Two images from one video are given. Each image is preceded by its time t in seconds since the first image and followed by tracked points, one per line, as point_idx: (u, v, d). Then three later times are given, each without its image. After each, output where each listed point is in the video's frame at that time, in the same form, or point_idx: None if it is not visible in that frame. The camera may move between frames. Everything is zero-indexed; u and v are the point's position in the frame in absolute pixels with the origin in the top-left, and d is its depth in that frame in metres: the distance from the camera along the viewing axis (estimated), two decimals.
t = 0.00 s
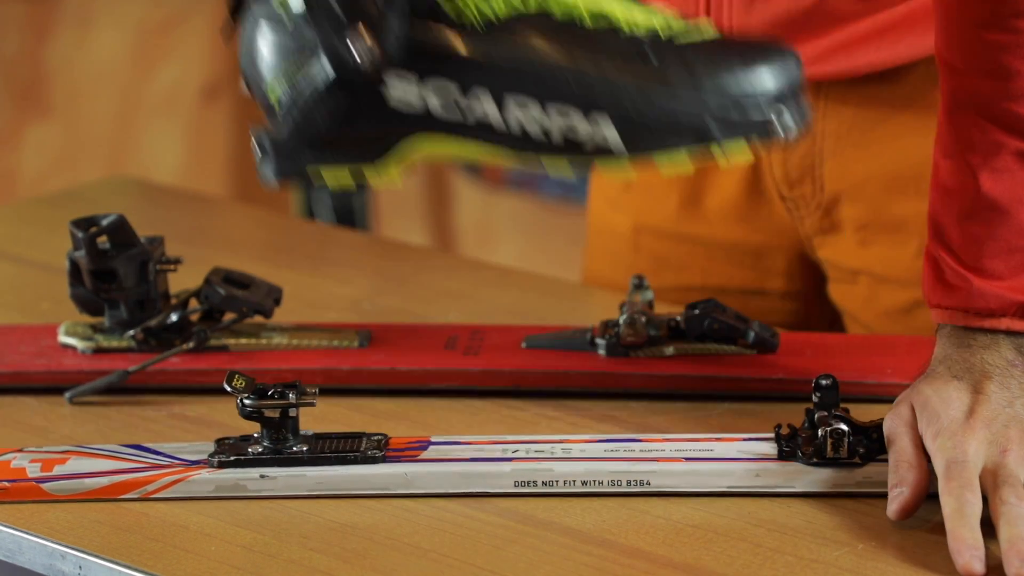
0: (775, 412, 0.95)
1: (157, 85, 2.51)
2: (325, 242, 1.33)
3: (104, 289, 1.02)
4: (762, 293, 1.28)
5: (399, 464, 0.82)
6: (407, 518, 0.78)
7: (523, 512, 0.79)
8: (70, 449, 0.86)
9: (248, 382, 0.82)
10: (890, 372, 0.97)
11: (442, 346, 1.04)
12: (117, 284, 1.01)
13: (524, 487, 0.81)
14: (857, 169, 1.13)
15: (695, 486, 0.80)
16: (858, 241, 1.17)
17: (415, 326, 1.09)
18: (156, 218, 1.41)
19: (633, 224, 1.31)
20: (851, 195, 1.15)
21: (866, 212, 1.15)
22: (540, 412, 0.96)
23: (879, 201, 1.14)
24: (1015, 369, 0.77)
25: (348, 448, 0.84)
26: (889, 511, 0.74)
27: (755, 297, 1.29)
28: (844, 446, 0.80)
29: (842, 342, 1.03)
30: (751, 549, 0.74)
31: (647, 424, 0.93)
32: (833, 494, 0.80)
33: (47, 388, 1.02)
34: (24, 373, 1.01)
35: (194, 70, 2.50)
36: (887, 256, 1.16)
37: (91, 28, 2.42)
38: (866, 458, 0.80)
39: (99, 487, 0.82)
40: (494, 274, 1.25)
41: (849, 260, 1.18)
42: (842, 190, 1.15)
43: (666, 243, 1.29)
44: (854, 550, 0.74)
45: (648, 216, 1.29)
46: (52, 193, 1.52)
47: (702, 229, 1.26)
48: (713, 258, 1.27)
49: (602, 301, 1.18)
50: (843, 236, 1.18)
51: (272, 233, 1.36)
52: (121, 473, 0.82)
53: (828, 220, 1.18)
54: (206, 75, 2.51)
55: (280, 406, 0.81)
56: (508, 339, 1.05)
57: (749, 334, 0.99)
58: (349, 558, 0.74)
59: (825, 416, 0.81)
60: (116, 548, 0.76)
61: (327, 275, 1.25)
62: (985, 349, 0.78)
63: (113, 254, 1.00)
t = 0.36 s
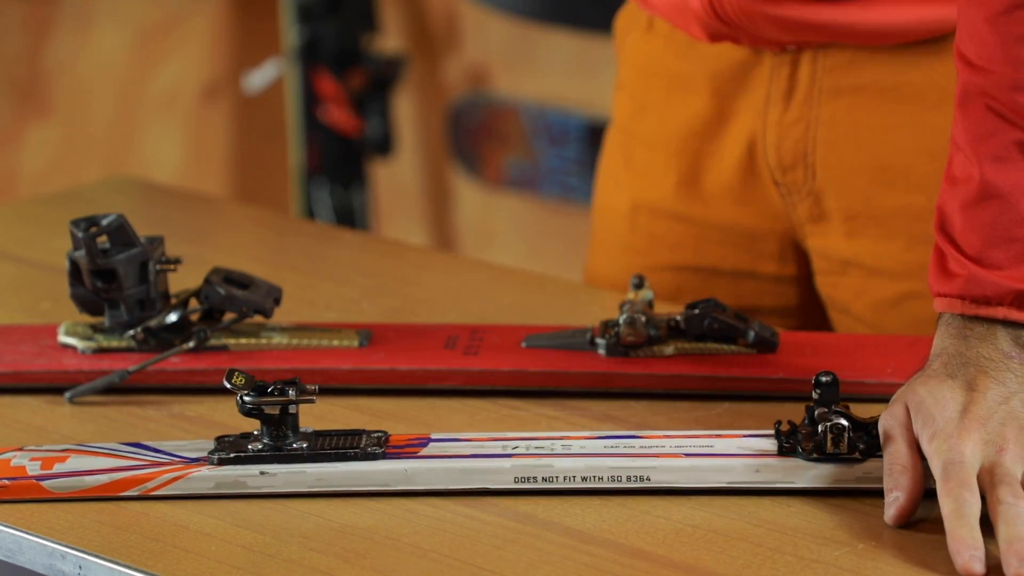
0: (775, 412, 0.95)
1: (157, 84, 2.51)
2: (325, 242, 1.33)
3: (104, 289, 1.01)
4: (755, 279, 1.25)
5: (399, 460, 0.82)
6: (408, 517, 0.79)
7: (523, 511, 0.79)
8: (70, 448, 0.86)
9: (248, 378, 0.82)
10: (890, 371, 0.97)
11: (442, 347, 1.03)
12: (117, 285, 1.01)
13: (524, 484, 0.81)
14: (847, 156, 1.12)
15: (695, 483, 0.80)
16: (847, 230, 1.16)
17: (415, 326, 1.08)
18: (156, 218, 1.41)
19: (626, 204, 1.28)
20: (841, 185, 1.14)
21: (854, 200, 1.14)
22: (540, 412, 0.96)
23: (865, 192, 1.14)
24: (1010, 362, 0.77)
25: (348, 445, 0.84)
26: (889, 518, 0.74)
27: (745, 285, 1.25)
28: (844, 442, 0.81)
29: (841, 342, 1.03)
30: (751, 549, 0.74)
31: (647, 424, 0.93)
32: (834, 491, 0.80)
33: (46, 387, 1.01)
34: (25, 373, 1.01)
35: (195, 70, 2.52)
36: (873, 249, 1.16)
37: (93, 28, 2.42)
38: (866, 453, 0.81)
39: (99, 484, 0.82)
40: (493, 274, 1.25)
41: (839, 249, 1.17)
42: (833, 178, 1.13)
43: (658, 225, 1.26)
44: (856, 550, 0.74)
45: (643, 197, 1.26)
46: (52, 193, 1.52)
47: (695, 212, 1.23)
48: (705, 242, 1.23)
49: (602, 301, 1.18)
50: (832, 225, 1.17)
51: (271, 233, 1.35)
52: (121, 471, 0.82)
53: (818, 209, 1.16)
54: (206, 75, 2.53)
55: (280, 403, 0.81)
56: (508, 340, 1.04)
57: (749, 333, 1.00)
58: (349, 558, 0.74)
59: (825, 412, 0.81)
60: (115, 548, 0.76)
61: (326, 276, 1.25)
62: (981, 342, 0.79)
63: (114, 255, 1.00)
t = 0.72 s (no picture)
0: (774, 411, 0.95)
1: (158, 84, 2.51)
2: (326, 242, 1.32)
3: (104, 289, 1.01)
4: (755, 254, 1.29)
5: (400, 458, 0.82)
6: (408, 518, 0.79)
7: (523, 511, 0.80)
8: (70, 447, 0.86)
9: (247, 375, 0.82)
10: (890, 369, 0.97)
11: (442, 347, 1.03)
12: (117, 285, 1.01)
13: (524, 482, 0.81)
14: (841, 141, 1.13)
15: (695, 482, 0.81)
16: (843, 210, 1.17)
17: (415, 325, 1.08)
18: (156, 218, 1.41)
19: (631, 179, 1.29)
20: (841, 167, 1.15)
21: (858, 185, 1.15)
22: (540, 412, 0.96)
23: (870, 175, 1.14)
24: (1003, 204, 0.79)
25: (348, 442, 0.84)
26: (871, 340, 0.74)
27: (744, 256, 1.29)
28: (844, 438, 0.81)
29: (843, 342, 1.03)
30: (751, 549, 0.75)
31: (648, 423, 0.93)
32: (835, 488, 0.81)
33: (46, 387, 1.01)
34: (25, 373, 1.01)
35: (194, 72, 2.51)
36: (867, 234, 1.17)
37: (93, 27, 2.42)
38: (866, 451, 0.82)
39: (99, 483, 0.82)
40: (493, 274, 1.25)
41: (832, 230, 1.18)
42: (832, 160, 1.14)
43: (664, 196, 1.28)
44: (854, 550, 0.75)
45: (651, 171, 1.27)
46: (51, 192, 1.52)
47: (699, 187, 1.24)
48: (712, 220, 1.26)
49: (602, 301, 1.18)
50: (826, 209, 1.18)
51: (272, 232, 1.35)
52: (122, 470, 0.82)
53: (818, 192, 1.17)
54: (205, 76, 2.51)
55: (280, 401, 0.81)
56: (509, 340, 1.04)
57: (749, 332, 1.00)
58: (349, 558, 0.74)
59: (827, 409, 0.81)
60: (115, 548, 0.76)
61: (326, 276, 1.25)
62: (982, 188, 0.81)
63: (113, 255, 1.00)
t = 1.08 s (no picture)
0: (775, 413, 0.95)
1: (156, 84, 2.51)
2: (324, 241, 1.32)
3: (103, 289, 1.00)
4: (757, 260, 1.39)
5: (399, 459, 0.82)
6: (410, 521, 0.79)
7: (524, 513, 0.80)
8: (68, 447, 0.85)
9: (245, 376, 0.81)
10: (891, 369, 0.97)
11: (442, 346, 1.03)
12: (115, 284, 1.00)
13: (524, 483, 0.81)
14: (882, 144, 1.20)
15: (695, 484, 0.81)
16: (848, 228, 1.27)
17: (416, 325, 1.08)
18: (153, 217, 1.40)
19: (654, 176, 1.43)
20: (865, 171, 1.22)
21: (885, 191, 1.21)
22: (541, 413, 0.96)
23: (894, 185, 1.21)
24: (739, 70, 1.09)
25: (348, 441, 0.83)
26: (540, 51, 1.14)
27: (758, 258, 1.38)
28: (847, 437, 0.80)
29: (842, 342, 1.02)
30: (752, 552, 0.75)
31: (649, 424, 0.93)
32: (837, 489, 0.81)
33: (44, 387, 1.01)
34: (23, 373, 1.01)
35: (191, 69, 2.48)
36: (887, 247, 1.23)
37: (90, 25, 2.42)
38: (867, 451, 0.81)
39: (100, 483, 0.82)
40: (493, 274, 1.25)
41: (846, 246, 1.28)
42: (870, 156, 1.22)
43: (689, 181, 1.38)
44: (856, 551, 0.76)
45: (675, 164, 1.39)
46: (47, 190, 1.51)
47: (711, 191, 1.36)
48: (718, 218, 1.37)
49: (602, 301, 1.18)
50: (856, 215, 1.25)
51: (269, 231, 1.35)
52: (120, 471, 0.82)
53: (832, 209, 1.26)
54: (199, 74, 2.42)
55: (280, 402, 0.80)
56: (508, 340, 1.04)
57: (751, 332, 0.99)
58: (351, 561, 0.75)
59: (828, 410, 0.80)
60: (118, 552, 0.76)
61: (325, 275, 1.24)
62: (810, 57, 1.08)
63: (112, 255, 0.99)
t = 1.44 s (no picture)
0: (777, 413, 0.94)
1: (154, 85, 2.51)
2: (323, 242, 1.31)
3: (100, 289, 0.98)
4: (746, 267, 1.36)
5: (399, 460, 0.82)
6: (409, 523, 0.79)
7: (523, 514, 0.79)
8: (67, 447, 0.86)
9: (243, 377, 0.81)
10: (894, 368, 0.96)
11: (442, 347, 1.02)
12: (114, 284, 0.98)
13: (524, 484, 0.81)
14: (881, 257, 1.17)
15: (696, 486, 0.81)
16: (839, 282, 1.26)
17: (415, 325, 1.07)
18: (151, 217, 1.39)
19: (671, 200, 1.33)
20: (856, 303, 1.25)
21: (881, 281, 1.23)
22: (541, 414, 0.95)
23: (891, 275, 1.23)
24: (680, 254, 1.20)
25: (348, 441, 0.83)
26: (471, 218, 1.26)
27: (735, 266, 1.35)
28: (848, 437, 0.79)
29: (843, 341, 1.02)
30: (753, 554, 0.75)
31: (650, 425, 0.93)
32: (840, 490, 0.81)
33: (41, 388, 1.00)
34: (19, 374, 1.00)
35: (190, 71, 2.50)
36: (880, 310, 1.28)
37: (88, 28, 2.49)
38: (870, 454, 0.81)
39: (98, 485, 0.81)
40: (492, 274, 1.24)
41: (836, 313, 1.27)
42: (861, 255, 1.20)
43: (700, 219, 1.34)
44: (858, 552, 0.75)
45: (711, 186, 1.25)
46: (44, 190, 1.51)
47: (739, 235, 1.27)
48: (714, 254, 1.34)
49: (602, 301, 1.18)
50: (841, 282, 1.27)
51: (268, 231, 1.34)
52: (117, 472, 0.82)
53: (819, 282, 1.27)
54: (201, 76, 2.50)
55: (278, 403, 0.79)
56: (509, 340, 1.03)
57: (754, 333, 0.98)
58: (351, 563, 0.74)
59: (827, 413, 0.79)
60: (115, 553, 0.76)
61: (323, 276, 1.23)
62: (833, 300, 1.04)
63: (109, 254, 0.97)
